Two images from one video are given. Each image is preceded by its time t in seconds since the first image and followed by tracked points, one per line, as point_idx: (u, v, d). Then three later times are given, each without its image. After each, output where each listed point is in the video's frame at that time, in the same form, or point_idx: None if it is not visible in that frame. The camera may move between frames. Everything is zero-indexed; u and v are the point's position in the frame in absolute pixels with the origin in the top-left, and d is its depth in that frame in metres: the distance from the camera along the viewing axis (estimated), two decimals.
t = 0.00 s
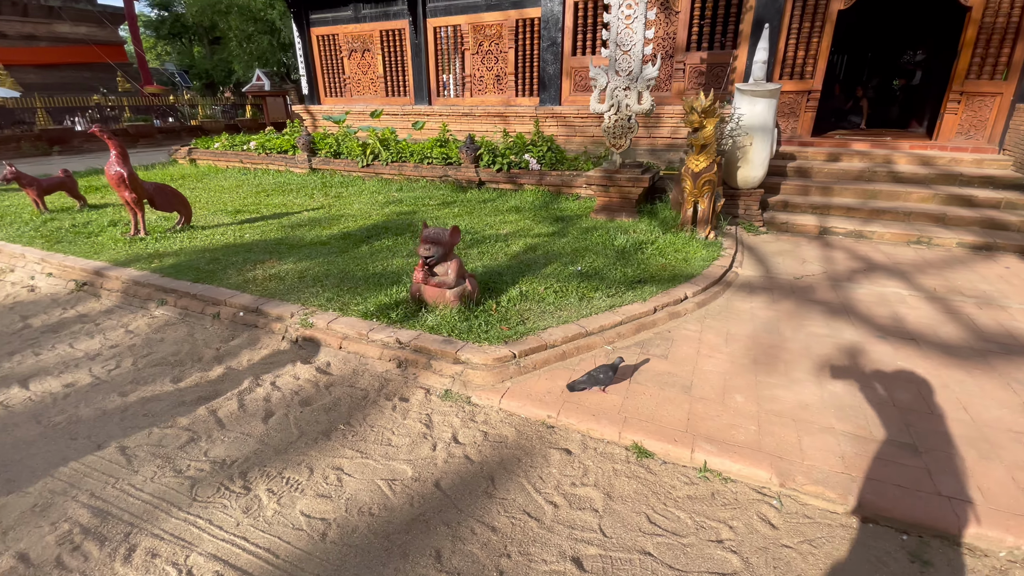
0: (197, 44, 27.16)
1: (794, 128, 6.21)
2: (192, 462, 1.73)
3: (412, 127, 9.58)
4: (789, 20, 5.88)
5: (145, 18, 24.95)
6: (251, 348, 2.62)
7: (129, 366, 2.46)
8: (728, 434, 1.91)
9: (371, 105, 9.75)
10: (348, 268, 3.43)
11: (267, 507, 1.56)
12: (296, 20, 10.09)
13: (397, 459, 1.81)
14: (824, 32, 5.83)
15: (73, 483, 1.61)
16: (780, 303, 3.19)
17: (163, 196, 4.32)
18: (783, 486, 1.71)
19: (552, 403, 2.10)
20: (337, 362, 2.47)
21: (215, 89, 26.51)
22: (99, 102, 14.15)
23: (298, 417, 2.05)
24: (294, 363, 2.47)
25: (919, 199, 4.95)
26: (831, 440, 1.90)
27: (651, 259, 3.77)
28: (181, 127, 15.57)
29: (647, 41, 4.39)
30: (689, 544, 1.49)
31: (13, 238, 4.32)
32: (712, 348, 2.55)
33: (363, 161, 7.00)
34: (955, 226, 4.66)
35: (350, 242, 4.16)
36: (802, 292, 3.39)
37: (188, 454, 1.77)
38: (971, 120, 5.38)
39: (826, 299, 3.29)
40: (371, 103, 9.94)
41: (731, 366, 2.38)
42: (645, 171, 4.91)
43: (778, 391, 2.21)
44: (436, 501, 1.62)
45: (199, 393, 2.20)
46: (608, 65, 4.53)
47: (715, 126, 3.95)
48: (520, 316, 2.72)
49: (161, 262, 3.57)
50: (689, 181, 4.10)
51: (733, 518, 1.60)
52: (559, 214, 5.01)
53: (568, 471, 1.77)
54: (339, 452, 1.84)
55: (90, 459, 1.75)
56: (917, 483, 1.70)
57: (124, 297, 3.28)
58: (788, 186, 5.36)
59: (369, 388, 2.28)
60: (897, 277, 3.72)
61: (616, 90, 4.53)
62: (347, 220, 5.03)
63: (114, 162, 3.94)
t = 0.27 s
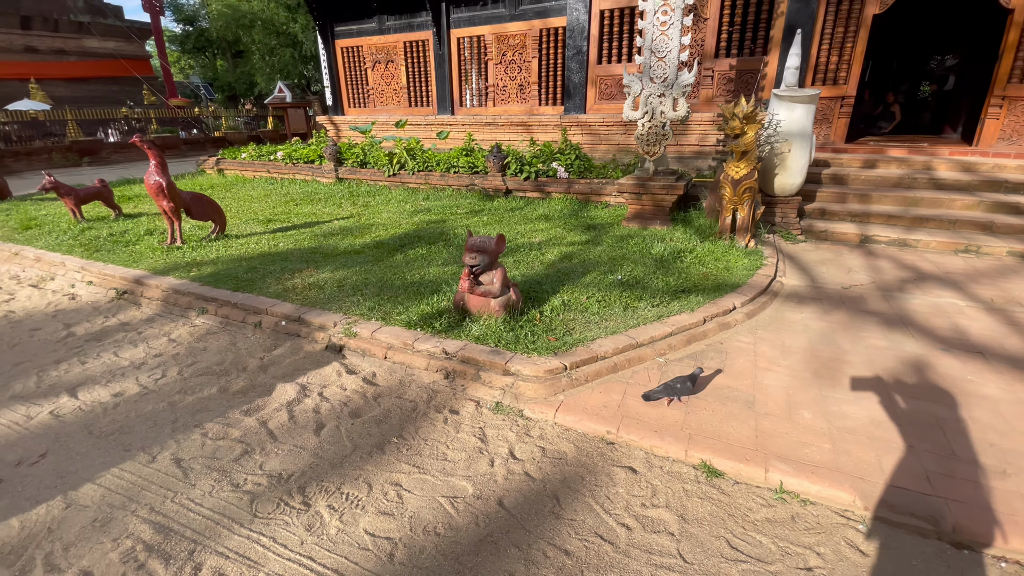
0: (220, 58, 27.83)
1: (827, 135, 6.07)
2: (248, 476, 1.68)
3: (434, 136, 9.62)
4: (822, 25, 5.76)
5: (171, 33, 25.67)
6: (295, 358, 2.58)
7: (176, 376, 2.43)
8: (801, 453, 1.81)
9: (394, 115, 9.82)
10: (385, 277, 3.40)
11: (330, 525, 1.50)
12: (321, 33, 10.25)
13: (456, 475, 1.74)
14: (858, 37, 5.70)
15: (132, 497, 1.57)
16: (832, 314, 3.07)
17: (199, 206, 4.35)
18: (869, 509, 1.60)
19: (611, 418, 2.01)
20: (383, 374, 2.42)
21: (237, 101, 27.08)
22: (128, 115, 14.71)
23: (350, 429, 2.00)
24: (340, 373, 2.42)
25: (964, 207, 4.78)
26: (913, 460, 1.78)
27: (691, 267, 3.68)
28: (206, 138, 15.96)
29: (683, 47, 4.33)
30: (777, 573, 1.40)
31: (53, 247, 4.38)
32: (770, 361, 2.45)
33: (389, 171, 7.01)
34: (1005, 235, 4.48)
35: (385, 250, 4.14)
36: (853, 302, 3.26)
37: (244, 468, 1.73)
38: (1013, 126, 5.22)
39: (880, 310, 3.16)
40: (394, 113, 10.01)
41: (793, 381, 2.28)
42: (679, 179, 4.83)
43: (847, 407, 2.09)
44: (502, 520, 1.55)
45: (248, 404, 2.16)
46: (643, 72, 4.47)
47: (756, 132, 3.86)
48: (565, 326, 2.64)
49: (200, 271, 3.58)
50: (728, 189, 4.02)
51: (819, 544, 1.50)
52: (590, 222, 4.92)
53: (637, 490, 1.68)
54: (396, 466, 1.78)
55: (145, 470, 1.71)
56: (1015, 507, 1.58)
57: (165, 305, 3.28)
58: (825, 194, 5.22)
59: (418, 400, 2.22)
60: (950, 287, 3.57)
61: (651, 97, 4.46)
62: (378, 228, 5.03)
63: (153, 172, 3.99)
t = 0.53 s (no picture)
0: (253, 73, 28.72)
1: (873, 144, 5.79)
2: (316, 497, 1.66)
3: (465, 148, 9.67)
4: (868, 32, 5.52)
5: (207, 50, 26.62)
6: (347, 373, 2.57)
7: (233, 390, 2.44)
8: (891, 486, 1.70)
9: (425, 128, 9.92)
10: (431, 291, 3.38)
11: (404, 552, 1.46)
12: (355, 48, 10.44)
13: (525, 501, 1.68)
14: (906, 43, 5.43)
15: (204, 517, 1.56)
16: (898, 333, 2.93)
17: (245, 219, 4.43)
18: (975, 551, 1.49)
19: (680, 443, 1.93)
20: (436, 391, 2.38)
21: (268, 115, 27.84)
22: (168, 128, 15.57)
23: (410, 449, 1.96)
24: (393, 390, 2.39)
25: None
26: (1017, 496, 1.66)
27: (742, 282, 3.56)
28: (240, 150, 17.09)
29: (728, 57, 4.24)
30: None
31: (105, 259, 4.50)
32: (841, 384, 2.34)
33: (423, 183, 7.04)
34: None
35: (426, 263, 4.14)
36: (918, 320, 3.11)
37: (310, 488, 1.70)
38: None
39: (949, 329, 3.00)
40: (425, 125, 10.11)
41: (870, 406, 2.16)
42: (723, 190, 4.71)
43: (933, 436, 1.97)
44: (579, 552, 1.48)
45: (306, 421, 2.15)
46: (686, 82, 4.40)
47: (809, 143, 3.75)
48: (620, 342, 2.55)
49: (248, 284, 3.62)
50: (779, 201, 3.91)
51: None
52: (630, 234, 4.83)
53: (717, 523, 1.60)
54: (462, 490, 1.73)
55: (213, 488, 1.71)
56: None
57: (216, 317, 3.32)
58: (875, 205, 5.04)
59: (475, 418, 2.16)
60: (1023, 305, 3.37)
61: (694, 108, 4.39)
62: (416, 241, 5.06)
63: (204, 186, 4.08)
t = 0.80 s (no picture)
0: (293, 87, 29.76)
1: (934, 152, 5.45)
2: (398, 510, 1.64)
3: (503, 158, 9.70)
4: (929, 35, 5.20)
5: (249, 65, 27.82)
6: (411, 382, 2.56)
7: (300, 399, 2.46)
8: (1010, 519, 1.57)
9: (463, 138, 10.02)
10: (485, 300, 3.35)
11: (494, 572, 1.42)
12: (396, 61, 10.67)
13: (610, 522, 1.62)
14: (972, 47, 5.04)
15: (291, 528, 1.56)
16: (986, 351, 2.75)
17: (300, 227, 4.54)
18: None
19: (767, 466, 1.84)
20: (502, 403, 2.33)
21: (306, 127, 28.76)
22: (211, 141, 16.96)
23: (484, 463, 1.92)
24: (459, 401, 2.36)
25: None
26: None
27: (807, 295, 3.42)
28: (280, 162, 18.59)
29: (788, 64, 4.13)
30: None
31: (164, 266, 4.63)
32: (934, 407, 2.20)
33: (464, 193, 7.06)
34: None
35: (476, 273, 4.12)
36: (1006, 337, 2.92)
37: (391, 500, 1.69)
38: None
39: None
40: (463, 136, 10.19)
41: (972, 433, 2.01)
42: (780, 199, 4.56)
43: None
44: None
45: (377, 432, 2.14)
46: (743, 90, 4.31)
47: (879, 151, 3.59)
48: (689, 357, 2.46)
49: (306, 292, 3.70)
50: (844, 212, 3.77)
51: None
52: (681, 244, 4.72)
53: (820, 553, 1.51)
54: (544, 508, 1.67)
55: (296, 497, 1.70)
56: None
57: (276, 325, 3.39)
58: (941, 215, 4.79)
59: (545, 432, 2.10)
60: None
61: (751, 115, 4.29)
62: (463, 250, 5.06)
63: (261, 197, 4.17)
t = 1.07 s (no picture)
0: (335, 97, 30.82)
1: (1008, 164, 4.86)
2: (486, 532, 1.59)
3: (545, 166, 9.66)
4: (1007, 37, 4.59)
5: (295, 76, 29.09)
6: (478, 393, 2.51)
7: (371, 406, 2.46)
8: None
9: (505, 146, 10.03)
10: (545, 309, 3.28)
11: None
12: (441, 71, 10.82)
13: (711, 555, 1.52)
14: None
15: (381, 545, 1.54)
16: None
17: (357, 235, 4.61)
18: None
19: (876, 498, 1.70)
20: (576, 418, 2.25)
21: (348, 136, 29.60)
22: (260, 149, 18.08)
23: (566, 482, 1.85)
24: (530, 415, 2.29)
25: None
26: None
27: (887, 310, 3.21)
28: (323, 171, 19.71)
29: (862, 67, 3.93)
30: None
31: (226, 271, 4.76)
32: None
33: (509, 201, 6.98)
34: None
35: (531, 282, 3.97)
36: None
37: (477, 520, 1.64)
38: None
39: None
40: (505, 144, 10.20)
41: None
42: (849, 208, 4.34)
43: None
44: None
45: (451, 444, 2.10)
46: (811, 95, 4.14)
47: (966, 158, 3.36)
48: (773, 377, 2.32)
49: (366, 299, 3.75)
50: (926, 223, 3.53)
51: None
52: (741, 254, 4.55)
53: None
54: (637, 535, 1.59)
55: (381, 512, 1.68)
56: None
57: (338, 331, 3.44)
58: None
59: (625, 452, 2.01)
60: None
61: (820, 121, 4.11)
62: (513, 259, 4.92)
63: (323, 205, 4.27)
